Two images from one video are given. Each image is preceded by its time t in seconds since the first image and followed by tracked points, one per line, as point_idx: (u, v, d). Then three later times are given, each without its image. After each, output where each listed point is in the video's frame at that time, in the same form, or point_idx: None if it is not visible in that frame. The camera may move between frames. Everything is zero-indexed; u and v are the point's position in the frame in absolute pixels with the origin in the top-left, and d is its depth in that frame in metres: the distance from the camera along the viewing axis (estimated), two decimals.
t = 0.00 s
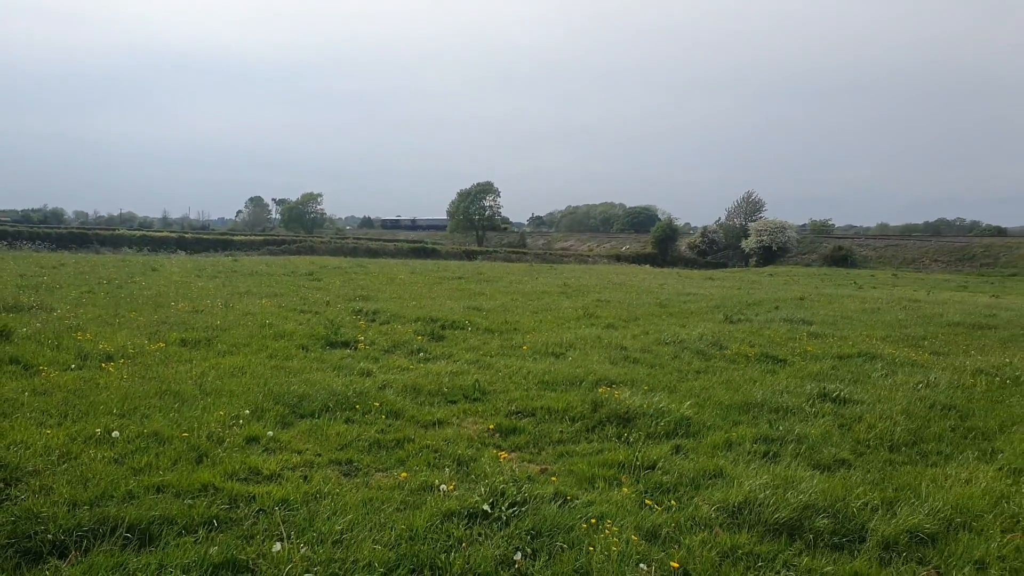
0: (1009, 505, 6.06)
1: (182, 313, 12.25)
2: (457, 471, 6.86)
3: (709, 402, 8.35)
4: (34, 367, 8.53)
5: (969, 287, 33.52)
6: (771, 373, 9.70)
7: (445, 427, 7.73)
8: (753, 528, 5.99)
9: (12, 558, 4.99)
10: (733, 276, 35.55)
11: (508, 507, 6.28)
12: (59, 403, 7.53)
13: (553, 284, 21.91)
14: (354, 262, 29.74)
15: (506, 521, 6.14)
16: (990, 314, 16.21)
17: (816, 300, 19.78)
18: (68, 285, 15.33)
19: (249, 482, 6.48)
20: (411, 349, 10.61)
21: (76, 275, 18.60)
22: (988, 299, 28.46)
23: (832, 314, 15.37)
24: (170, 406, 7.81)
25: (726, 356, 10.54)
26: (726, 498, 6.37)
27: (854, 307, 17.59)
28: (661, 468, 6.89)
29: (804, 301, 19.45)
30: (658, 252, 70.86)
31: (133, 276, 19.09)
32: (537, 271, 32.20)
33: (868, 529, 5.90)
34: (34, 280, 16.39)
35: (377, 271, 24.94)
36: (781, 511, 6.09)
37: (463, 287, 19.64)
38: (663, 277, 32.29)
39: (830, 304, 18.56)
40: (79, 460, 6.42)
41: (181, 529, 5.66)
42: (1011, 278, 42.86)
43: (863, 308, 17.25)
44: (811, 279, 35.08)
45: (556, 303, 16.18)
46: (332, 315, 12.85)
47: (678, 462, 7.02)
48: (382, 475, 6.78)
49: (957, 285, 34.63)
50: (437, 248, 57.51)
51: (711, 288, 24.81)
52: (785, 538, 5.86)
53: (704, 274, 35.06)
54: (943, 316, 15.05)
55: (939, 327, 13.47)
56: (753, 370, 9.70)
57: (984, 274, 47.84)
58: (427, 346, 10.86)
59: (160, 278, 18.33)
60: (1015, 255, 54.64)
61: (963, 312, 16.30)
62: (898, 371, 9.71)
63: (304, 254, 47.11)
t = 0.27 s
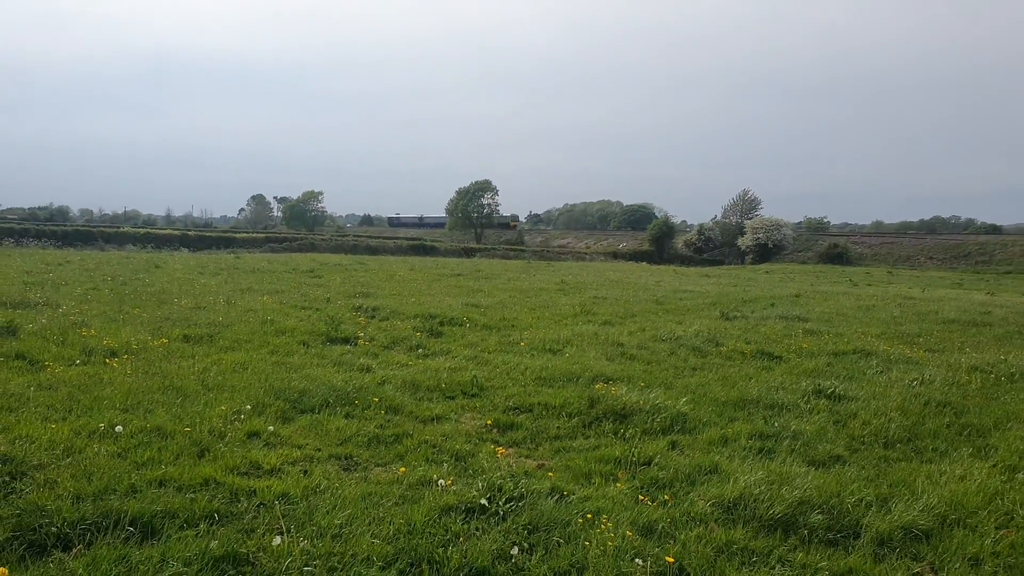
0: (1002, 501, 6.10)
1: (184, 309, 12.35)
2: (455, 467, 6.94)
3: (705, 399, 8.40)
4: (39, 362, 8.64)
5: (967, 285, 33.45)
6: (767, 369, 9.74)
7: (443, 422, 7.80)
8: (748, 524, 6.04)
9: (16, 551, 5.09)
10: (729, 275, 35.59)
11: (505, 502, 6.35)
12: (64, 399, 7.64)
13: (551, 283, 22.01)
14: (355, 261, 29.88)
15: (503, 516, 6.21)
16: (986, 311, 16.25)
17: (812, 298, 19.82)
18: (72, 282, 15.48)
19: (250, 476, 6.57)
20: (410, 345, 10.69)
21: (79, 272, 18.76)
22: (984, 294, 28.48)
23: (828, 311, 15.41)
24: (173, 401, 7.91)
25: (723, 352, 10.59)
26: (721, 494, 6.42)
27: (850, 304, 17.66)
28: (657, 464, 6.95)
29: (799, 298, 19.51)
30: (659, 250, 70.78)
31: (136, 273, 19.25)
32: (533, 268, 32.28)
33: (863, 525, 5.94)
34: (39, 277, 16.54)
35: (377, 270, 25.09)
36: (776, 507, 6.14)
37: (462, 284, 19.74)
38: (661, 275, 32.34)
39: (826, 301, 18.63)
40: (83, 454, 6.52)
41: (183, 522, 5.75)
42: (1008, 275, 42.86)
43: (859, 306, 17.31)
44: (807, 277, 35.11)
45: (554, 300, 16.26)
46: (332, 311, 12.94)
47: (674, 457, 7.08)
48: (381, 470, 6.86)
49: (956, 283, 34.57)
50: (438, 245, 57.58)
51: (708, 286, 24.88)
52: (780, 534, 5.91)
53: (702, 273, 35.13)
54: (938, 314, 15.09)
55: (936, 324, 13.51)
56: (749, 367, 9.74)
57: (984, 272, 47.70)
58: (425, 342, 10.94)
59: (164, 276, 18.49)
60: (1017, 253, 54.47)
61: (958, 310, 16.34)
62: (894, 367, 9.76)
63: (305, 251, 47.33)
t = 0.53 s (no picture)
0: (988, 500, 6.17)
1: (174, 307, 12.25)
2: (447, 466, 6.92)
3: (696, 398, 8.44)
4: (25, 361, 8.53)
5: (951, 287, 33.88)
6: (758, 369, 9.80)
7: (435, 422, 7.78)
8: (738, 523, 6.07)
9: None
10: (718, 275, 35.79)
11: (497, 502, 6.34)
12: (50, 397, 7.54)
13: (543, 282, 22.02)
14: (346, 260, 29.79)
15: (494, 515, 6.21)
16: (973, 312, 16.43)
17: (802, 299, 19.96)
18: (59, 280, 15.31)
19: (239, 476, 6.52)
20: (402, 344, 10.66)
21: (65, 269, 18.56)
22: (969, 293, 28.82)
23: (817, 312, 15.53)
24: (162, 400, 7.83)
25: (714, 352, 10.64)
26: (712, 493, 6.45)
27: (839, 305, 17.80)
28: (648, 463, 6.97)
29: (789, 299, 19.63)
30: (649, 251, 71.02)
31: (124, 270, 19.09)
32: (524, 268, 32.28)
33: (851, 524, 5.99)
34: (25, 274, 16.35)
35: (368, 269, 25.03)
36: (766, 507, 6.18)
37: (453, 284, 19.71)
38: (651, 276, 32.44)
39: (815, 302, 18.77)
40: (69, 454, 6.44)
41: (170, 523, 5.70)
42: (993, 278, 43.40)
43: (848, 306, 17.46)
44: (795, 279, 35.36)
45: (546, 300, 16.27)
46: (323, 310, 12.87)
47: (665, 457, 7.11)
48: (372, 470, 6.83)
49: (941, 284, 34.99)
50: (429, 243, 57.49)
51: (698, 286, 25.00)
52: (770, 533, 5.95)
53: (692, 275, 35.33)
54: (925, 315, 15.25)
55: (924, 325, 13.65)
56: (740, 367, 9.79)
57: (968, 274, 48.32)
58: (418, 341, 10.90)
59: (152, 273, 18.33)
60: (1000, 255, 55.21)
61: (945, 312, 16.52)
62: (882, 367, 9.84)
63: (296, 249, 47.16)
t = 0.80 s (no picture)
0: (982, 501, 6.17)
1: (168, 309, 12.20)
2: (441, 469, 6.90)
3: (691, 400, 8.43)
4: (18, 363, 8.48)
5: (944, 287, 34.02)
6: (752, 370, 9.80)
7: (430, 424, 7.76)
8: (733, 525, 6.07)
9: None
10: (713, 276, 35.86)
11: (491, 504, 6.33)
12: (43, 400, 7.50)
13: (538, 284, 22.01)
14: (341, 262, 29.74)
15: (488, 518, 6.19)
16: (966, 313, 16.49)
17: (796, 300, 19.99)
18: (52, 282, 15.23)
19: (232, 479, 6.50)
20: (396, 346, 10.63)
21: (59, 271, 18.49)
22: (961, 293, 28.93)
23: (811, 313, 15.55)
24: (155, 403, 7.79)
25: (709, 353, 10.65)
26: (706, 495, 6.45)
27: (833, 306, 17.84)
28: (643, 465, 6.95)
29: (783, 300, 19.65)
30: (644, 252, 71.05)
31: (118, 272, 19.01)
32: (519, 270, 32.27)
33: (846, 525, 5.99)
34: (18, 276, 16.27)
35: (364, 270, 24.98)
36: (761, 508, 6.17)
37: (449, 285, 19.69)
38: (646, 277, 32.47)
39: (809, 303, 18.81)
40: (61, 457, 6.40)
41: (163, 527, 5.66)
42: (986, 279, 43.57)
43: (842, 307, 17.49)
44: (789, 280, 35.45)
45: (541, 301, 16.27)
46: (317, 312, 12.84)
47: (659, 458, 7.10)
48: (366, 473, 6.81)
49: (933, 285, 35.13)
50: (425, 244, 57.44)
51: (693, 287, 25.03)
52: (765, 535, 5.94)
53: (686, 276, 35.39)
54: (919, 316, 15.27)
55: (918, 325, 13.68)
56: (735, 368, 9.79)
57: (962, 275, 48.52)
58: (412, 343, 10.88)
59: (146, 275, 18.27)
60: (994, 256, 55.44)
61: (939, 312, 16.57)
62: (877, 368, 9.85)
63: (290, 251, 47.12)
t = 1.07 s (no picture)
0: (965, 503, 6.22)
1: (154, 309, 12.11)
2: (428, 470, 6.88)
3: (678, 402, 8.44)
4: None
5: (929, 290, 34.38)
6: (739, 372, 9.83)
7: (417, 425, 7.74)
8: (719, 526, 6.08)
9: None
10: (702, 279, 36.00)
11: (478, 505, 6.31)
12: (25, 400, 7.42)
13: (527, 285, 22.02)
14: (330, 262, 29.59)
15: (475, 519, 6.17)
16: (950, 316, 16.64)
17: (783, 302, 20.10)
18: (37, 281, 15.06)
19: (217, 480, 6.45)
20: (384, 347, 10.60)
21: (44, 270, 18.30)
22: (945, 297, 29.22)
23: (798, 316, 15.65)
24: (140, 403, 7.72)
25: (696, 355, 10.68)
26: (692, 497, 6.46)
27: (820, 308, 17.96)
28: (629, 467, 6.96)
29: (771, 303, 19.75)
30: (635, 254, 71.21)
31: (104, 271, 18.84)
32: (508, 271, 32.28)
33: (831, 526, 6.02)
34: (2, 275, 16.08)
35: (353, 271, 24.90)
36: (746, 510, 6.19)
37: (438, 286, 19.66)
38: (635, 279, 32.56)
39: (797, 305, 18.92)
40: (44, 458, 6.33)
41: (146, 528, 5.61)
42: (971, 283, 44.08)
43: (829, 310, 17.62)
44: (777, 282, 35.63)
45: (530, 302, 16.27)
46: (305, 312, 12.78)
47: (646, 460, 7.11)
48: (352, 474, 6.78)
49: (918, 288, 35.49)
50: (416, 245, 57.32)
51: (681, 289, 25.12)
52: (750, 536, 5.96)
53: (675, 278, 35.49)
54: (905, 319, 15.38)
55: (903, 328, 13.80)
56: (722, 370, 9.82)
57: (948, 278, 48.98)
58: (400, 344, 10.85)
59: (133, 275, 18.12)
60: (980, 260, 56.02)
61: (923, 315, 16.72)
62: (862, 370, 9.91)
63: (278, 251, 46.87)
